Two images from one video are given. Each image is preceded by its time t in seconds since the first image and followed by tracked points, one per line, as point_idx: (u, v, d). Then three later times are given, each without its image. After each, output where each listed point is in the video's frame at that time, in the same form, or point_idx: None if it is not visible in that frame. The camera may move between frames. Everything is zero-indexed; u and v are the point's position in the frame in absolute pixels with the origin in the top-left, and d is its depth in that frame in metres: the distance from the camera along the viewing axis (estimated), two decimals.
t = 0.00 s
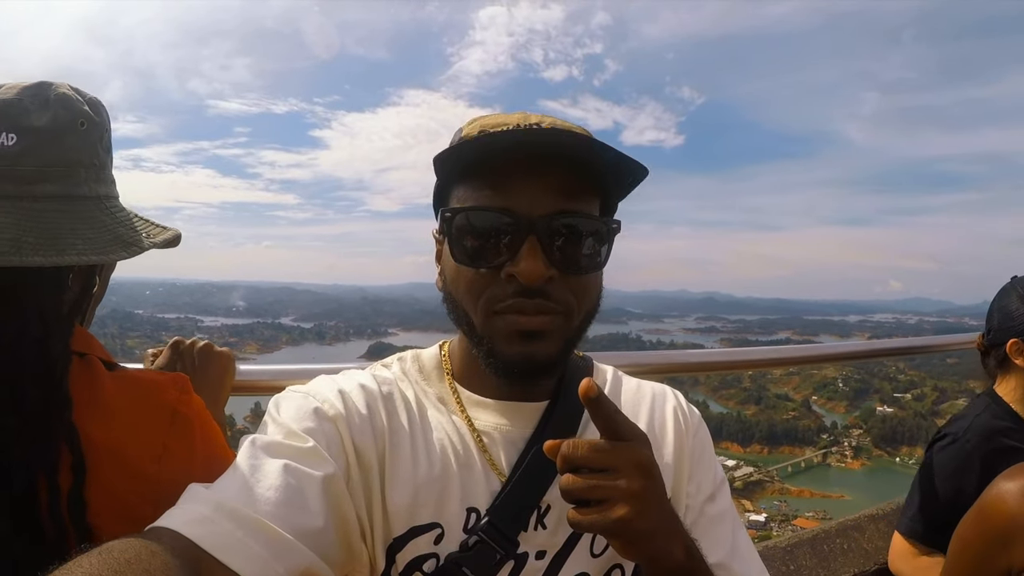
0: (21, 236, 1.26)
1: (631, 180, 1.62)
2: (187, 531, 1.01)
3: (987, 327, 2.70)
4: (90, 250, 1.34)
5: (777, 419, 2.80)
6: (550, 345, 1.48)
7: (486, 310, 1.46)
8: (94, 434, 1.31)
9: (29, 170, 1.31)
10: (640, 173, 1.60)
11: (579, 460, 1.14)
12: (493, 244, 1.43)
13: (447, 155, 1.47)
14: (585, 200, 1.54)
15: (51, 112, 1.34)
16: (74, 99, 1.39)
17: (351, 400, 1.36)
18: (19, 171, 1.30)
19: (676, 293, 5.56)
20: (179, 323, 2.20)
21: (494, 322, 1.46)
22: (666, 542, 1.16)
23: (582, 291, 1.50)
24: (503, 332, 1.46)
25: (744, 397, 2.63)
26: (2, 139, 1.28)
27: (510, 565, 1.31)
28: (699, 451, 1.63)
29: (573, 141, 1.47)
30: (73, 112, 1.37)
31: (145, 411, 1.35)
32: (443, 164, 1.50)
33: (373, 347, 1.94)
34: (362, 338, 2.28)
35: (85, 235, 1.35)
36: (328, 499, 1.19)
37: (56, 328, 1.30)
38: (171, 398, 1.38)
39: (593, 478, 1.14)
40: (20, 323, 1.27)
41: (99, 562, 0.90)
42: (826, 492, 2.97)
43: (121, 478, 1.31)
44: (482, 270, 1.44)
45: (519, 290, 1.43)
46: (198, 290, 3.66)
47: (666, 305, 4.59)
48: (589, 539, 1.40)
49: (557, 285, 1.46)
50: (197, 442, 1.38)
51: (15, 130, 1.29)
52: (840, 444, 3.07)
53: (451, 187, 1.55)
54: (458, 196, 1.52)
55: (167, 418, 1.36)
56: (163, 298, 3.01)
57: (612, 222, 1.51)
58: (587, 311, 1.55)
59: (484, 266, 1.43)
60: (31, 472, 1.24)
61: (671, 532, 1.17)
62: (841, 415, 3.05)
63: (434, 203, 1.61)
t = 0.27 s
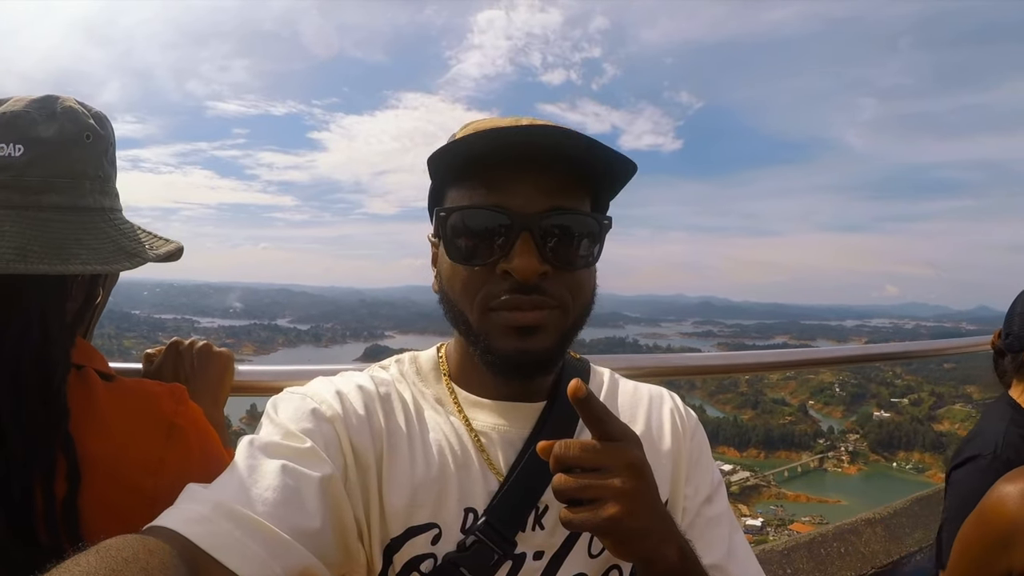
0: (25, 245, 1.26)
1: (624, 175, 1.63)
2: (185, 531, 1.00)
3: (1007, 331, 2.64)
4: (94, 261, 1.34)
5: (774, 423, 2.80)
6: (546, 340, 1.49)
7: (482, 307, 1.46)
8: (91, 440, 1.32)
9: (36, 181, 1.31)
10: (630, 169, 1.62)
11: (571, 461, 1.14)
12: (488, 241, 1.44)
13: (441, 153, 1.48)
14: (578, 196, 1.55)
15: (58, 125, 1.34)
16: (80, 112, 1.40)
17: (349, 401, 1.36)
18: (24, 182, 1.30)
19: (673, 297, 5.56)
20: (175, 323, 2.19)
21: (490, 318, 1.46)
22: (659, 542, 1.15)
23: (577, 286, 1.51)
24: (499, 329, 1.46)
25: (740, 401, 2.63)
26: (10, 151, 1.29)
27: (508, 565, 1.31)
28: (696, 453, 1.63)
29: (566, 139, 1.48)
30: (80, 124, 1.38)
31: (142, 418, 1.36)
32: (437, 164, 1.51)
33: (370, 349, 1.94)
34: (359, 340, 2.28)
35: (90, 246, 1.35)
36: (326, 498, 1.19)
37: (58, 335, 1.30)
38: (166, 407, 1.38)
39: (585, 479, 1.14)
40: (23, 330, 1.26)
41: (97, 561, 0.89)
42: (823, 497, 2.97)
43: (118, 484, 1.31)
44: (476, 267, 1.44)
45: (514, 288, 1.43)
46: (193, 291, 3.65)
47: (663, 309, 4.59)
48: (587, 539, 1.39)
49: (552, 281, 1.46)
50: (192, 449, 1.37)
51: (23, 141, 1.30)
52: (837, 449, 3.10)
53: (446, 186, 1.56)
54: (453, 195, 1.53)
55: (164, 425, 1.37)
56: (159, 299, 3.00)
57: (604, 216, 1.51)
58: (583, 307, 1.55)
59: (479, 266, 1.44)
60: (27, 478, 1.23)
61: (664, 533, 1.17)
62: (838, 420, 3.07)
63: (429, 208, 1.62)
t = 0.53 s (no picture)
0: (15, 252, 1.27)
1: (621, 174, 1.63)
2: (184, 536, 1.00)
3: None
4: (84, 266, 1.34)
5: (772, 426, 2.80)
6: (546, 340, 1.48)
7: (480, 307, 1.46)
8: (87, 447, 1.32)
9: (24, 185, 1.31)
10: (626, 167, 1.62)
11: (572, 469, 1.14)
12: (486, 242, 1.44)
13: (437, 155, 1.48)
14: (574, 195, 1.55)
15: (48, 127, 1.34)
16: (70, 113, 1.40)
17: (348, 405, 1.36)
18: (14, 185, 1.30)
19: (670, 300, 5.56)
20: (172, 326, 2.19)
21: (488, 318, 1.46)
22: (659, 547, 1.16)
23: (576, 285, 1.51)
24: (498, 329, 1.45)
25: (738, 404, 2.63)
26: None
27: (509, 568, 1.31)
28: (695, 457, 1.63)
29: (558, 137, 1.48)
30: (70, 126, 1.38)
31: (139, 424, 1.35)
32: (433, 166, 1.52)
33: (368, 352, 1.93)
34: (357, 343, 2.27)
35: (81, 251, 1.36)
36: (326, 502, 1.18)
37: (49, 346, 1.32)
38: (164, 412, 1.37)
39: (586, 486, 1.14)
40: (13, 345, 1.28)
41: (96, 566, 0.89)
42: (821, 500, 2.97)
43: (114, 490, 1.30)
44: (474, 267, 1.44)
45: (513, 286, 1.43)
46: (192, 294, 3.65)
47: (661, 312, 4.59)
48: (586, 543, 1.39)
49: (550, 280, 1.46)
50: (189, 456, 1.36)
51: (12, 144, 1.30)
52: (834, 452, 3.06)
53: (443, 190, 1.57)
54: (451, 197, 1.53)
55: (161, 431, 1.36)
56: (157, 302, 2.99)
57: (600, 215, 1.51)
58: (582, 306, 1.55)
59: (477, 265, 1.44)
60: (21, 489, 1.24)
61: (664, 539, 1.17)
62: (836, 423, 3.05)
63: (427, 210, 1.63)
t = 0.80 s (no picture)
0: (14, 254, 1.27)
1: (619, 177, 1.63)
2: (181, 537, 0.99)
3: None
4: (82, 270, 1.34)
5: (769, 430, 2.80)
6: (543, 342, 1.48)
7: (478, 310, 1.46)
8: (86, 450, 1.31)
9: (25, 186, 1.31)
10: (624, 172, 1.62)
11: (572, 475, 1.14)
12: (483, 245, 1.44)
13: (434, 156, 1.48)
14: (572, 199, 1.55)
15: (49, 127, 1.34)
16: (72, 115, 1.39)
17: (346, 406, 1.35)
18: (14, 185, 1.30)
19: (669, 304, 5.57)
20: (170, 326, 2.18)
21: (486, 321, 1.46)
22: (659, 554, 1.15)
23: (574, 289, 1.51)
24: (495, 332, 1.45)
25: (736, 408, 2.63)
26: None
27: (505, 570, 1.31)
28: (695, 462, 1.63)
29: (558, 142, 1.48)
30: (72, 127, 1.37)
31: (137, 426, 1.35)
32: (431, 169, 1.52)
33: (367, 353, 1.93)
34: (356, 345, 2.27)
35: (80, 254, 1.36)
36: (323, 504, 1.18)
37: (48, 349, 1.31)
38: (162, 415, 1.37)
39: (584, 493, 1.13)
40: (11, 348, 1.28)
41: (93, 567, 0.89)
42: (817, 504, 2.97)
43: (111, 493, 1.30)
44: (472, 270, 1.44)
45: (511, 289, 1.43)
46: (190, 294, 3.65)
47: (659, 315, 4.60)
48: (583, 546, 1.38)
49: (547, 283, 1.46)
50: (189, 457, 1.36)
51: (13, 144, 1.29)
52: (832, 456, 3.06)
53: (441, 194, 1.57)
54: (450, 200, 1.53)
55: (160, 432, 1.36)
56: (155, 301, 2.99)
57: (598, 220, 1.51)
58: (580, 310, 1.55)
59: (475, 267, 1.44)
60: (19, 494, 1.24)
61: (663, 545, 1.16)
62: (833, 426, 3.01)
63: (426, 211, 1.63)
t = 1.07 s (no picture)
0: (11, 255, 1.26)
1: (607, 172, 1.62)
2: (180, 535, 0.99)
3: None
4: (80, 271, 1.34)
5: (770, 432, 2.79)
6: (536, 342, 1.48)
7: (469, 311, 1.46)
8: (84, 454, 1.31)
9: (23, 188, 1.31)
10: (609, 167, 1.62)
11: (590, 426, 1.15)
12: (473, 246, 1.43)
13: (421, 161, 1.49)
14: (560, 196, 1.55)
15: (48, 130, 1.34)
16: (71, 118, 1.39)
17: (345, 406, 1.35)
18: (12, 187, 1.30)
19: (669, 307, 5.57)
20: (171, 328, 2.18)
21: (478, 322, 1.46)
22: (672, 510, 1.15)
23: (565, 286, 1.50)
24: (487, 333, 1.45)
25: (736, 410, 2.63)
26: None
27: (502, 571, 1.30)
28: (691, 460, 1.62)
29: (541, 140, 1.48)
30: (70, 130, 1.37)
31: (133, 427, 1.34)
32: (418, 173, 1.53)
33: (366, 355, 1.93)
34: (356, 346, 2.27)
35: (76, 256, 1.35)
36: (321, 503, 1.17)
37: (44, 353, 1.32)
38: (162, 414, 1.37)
39: (602, 440, 1.14)
40: (9, 349, 1.28)
41: (90, 564, 0.88)
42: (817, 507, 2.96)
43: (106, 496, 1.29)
44: (461, 271, 1.44)
45: (501, 289, 1.43)
46: (191, 296, 3.65)
47: (660, 318, 4.60)
48: (579, 547, 1.39)
49: (538, 282, 1.46)
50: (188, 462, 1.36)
51: (11, 146, 1.29)
52: (832, 459, 3.09)
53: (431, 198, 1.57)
54: (439, 203, 1.54)
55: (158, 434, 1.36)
56: (156, 304, 2.99)
57: (587, 215, 1.51)
58: (572, 307, 1.55)
59: (466, 269, 1.43)
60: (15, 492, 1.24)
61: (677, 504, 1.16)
62: (835, 429, 3.05)
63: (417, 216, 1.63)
